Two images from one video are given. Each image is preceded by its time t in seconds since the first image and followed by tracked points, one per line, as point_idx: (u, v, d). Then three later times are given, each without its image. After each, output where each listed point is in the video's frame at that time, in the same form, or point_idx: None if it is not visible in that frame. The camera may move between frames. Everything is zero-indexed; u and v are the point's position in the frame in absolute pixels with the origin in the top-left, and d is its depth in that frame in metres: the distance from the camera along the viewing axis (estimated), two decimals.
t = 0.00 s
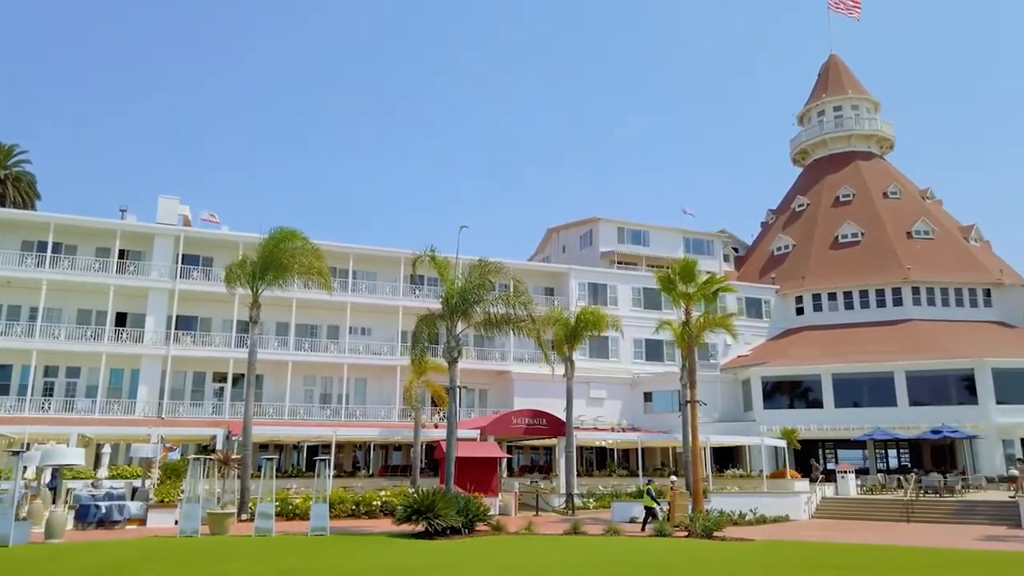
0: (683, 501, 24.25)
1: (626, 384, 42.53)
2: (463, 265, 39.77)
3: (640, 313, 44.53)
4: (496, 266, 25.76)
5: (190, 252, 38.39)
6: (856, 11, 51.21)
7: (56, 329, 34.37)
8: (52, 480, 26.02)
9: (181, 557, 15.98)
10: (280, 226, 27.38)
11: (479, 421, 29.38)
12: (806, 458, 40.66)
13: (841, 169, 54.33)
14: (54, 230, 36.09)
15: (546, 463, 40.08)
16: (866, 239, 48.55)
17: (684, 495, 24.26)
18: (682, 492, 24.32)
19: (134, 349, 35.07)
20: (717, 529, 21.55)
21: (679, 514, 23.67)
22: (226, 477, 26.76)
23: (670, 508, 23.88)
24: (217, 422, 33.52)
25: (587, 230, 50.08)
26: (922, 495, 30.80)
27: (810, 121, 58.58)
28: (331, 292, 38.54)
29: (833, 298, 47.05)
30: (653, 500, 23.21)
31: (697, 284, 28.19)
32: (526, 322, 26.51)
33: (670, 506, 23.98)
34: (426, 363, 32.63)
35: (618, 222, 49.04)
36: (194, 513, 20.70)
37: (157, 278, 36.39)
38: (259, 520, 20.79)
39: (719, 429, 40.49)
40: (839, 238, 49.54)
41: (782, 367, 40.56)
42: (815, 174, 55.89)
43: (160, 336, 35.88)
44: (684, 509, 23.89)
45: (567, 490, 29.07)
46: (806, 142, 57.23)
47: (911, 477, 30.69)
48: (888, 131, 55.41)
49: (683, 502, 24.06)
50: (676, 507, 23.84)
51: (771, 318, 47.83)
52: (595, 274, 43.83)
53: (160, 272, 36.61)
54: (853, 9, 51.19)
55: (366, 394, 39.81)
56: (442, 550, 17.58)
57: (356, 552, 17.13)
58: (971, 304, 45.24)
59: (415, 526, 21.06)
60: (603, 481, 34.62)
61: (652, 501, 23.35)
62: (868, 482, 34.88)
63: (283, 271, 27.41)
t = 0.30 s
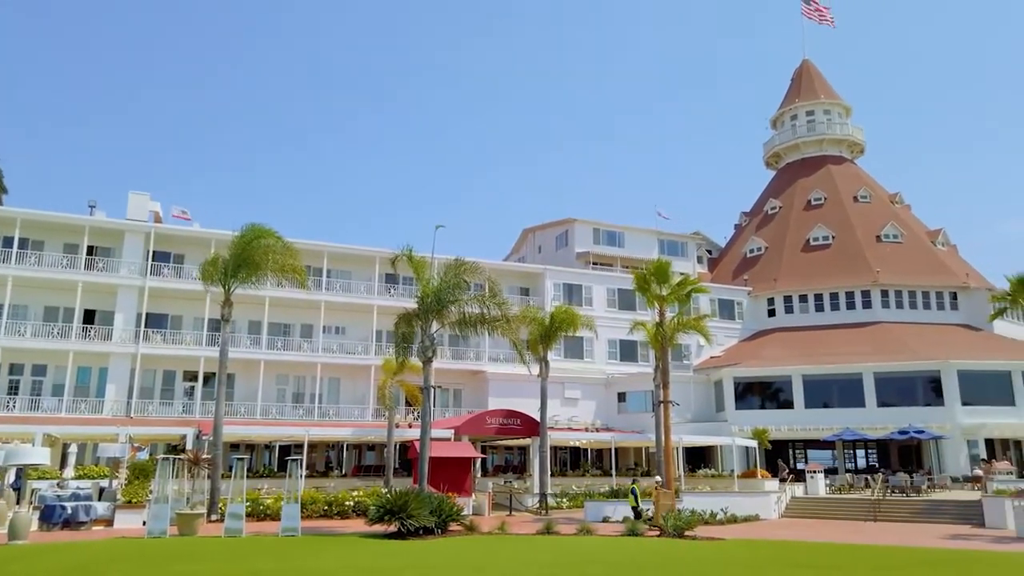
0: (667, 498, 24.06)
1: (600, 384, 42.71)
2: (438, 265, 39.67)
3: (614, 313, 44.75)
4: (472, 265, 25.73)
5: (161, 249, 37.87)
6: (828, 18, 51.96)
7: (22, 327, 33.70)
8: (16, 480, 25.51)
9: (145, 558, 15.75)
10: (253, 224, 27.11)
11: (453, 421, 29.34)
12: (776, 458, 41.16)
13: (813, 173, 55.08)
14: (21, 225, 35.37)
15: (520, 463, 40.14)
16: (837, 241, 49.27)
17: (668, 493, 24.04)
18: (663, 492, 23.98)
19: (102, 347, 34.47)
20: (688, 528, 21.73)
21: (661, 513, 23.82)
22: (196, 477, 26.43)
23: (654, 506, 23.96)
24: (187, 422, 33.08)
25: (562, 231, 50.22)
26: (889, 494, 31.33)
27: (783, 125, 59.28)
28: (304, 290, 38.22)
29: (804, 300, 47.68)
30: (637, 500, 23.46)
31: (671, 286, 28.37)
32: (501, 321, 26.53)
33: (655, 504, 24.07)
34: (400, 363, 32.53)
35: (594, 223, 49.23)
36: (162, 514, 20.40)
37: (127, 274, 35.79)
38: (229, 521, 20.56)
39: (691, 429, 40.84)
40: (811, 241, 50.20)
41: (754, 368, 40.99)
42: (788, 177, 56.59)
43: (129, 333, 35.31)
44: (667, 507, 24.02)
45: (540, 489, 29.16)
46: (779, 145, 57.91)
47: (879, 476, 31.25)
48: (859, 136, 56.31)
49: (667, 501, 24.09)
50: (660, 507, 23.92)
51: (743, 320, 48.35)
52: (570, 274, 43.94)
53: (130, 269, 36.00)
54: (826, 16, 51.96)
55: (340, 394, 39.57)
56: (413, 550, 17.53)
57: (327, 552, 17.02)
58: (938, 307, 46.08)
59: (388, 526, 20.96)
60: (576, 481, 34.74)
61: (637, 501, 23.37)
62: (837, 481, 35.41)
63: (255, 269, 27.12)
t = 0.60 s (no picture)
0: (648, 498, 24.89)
1: (576, 384, 42.85)
2: (415, 264, 39.54)
3: (590, 314, 44.92)
4: (450, 265, 25.69)
5: (132, 246, 37.33)
6: (802, 24, 52.65)
7: None
8: None
9: (112, 560, 15.51)
10: (227, 221, 26.83)
11: (428, 421, 29.28)
12: (748, 458, 41.61)
13: (786, 176, 55.77)
14: None
15: (495, 463, 40.15)
16: (809, 244, 49.90)
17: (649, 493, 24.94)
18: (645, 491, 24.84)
19: (71, 345, 33.85)
20: (661, 528, 21.88)
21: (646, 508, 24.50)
22: (166, 477, 26.08)
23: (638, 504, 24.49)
24: (158, 421, 32.62)
25: (539, 231, 50.31)
26: (858, 494, 31.81)
27: (758, 129, 59.89)
28: (279, 289, 37.86)
29: (777, 302, 48.23)
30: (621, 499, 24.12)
31: (646, 287, 28.57)
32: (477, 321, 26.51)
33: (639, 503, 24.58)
34: (375, 362, 32.40)
35: (570, 223, 49.37)
36: (131, 515, 20.10)
37: (96, 271, 35.17)
38: (199, 521, 20.32)
39: (665, 429, 41.14)
40: (784, 244, 50.79)
41: (727, 369, 41.36)
42: (761, 181, 57.20)
43: (99, 331, 34.72)
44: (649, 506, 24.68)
45: (515, 489, 29.18)
46: (753, 149, 58.53)
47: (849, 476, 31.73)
48: (832, 141, 57.13)
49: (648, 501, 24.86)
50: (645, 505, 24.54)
51: (717, 321, 48.79)
52: (547, 275, 44.02)
53: (99, 266, 35.39)
54: (800, 22, 52.68)
55: (314, 393, 39.29)
56: (386, 550, 17.46)
57: (298, 553, 16.89)
58: (907, 309, 46.88)
59: (361, 527, 20.86)
60: (551, 481, 34.83)
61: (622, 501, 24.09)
62: (807, 481, 35.85)
63: (229, 266, 26.82)
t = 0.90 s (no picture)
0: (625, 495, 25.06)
1: (551, 384, 42.93)
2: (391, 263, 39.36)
3: (566, 314, 45.04)
4: (427, 265, 25.63)
5: (103, 242, 36.78)
6: (776, 28, 53.26)
7: None
8: None
9: (79, 562, 15.23)
10: (201, 218, 26.49)
11: (403, 421, 29.15)
12: (721, 458, 41.98)
13: (760, 179, 56.36)
14: None
15: (470, 463, 40.11)
16: (782, 247, 50.45)
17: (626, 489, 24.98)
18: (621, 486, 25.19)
19: (38, 343, 33.20)
20: (634, 527, 22.02)
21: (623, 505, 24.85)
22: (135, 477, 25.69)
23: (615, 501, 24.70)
24: (128, 421, 32.11)
25: (516, 231, 50.33)
26: (828, 493, 32.22)
27: (733, 132, 60.44)
28: (252, 287, 37.46)
29: (751, 304, 48.71)
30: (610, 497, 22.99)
31: (622, 287, 28.70)
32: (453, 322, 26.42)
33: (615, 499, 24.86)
34: (350, 361, 32.20)
35: (547, 224, 49.45)
36: (98, 515, 19.79)
37: (65, 268, 34.53)
38: (169, 521, 20.06)
39: (640, 430, 41.37)
40: (757, 246, 51.30)
41: (701, 369, 41.72)
42: (736, 183, 57.74)
43: (68, 328, 34.10)
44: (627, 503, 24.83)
45: (489, 489, 29.20)
46: (728, 151, 59.04)
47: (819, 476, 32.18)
48: (805, 144, 57.82)
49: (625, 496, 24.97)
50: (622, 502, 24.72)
51: (692, 322, 49.17)
52: (523, 275, 44.06)
53: (68, 262, 34.74)
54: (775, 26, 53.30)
55: (288, 392, 38.97)
56: (359, 550, 17.34)
57: (270, 554, 16.72)
58: (877, 312, 47.59)
59: (334, 527, 20.71)
60: (525, 481, 34.85)
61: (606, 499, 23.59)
62: (778, 481, 36.26)
63: (202, 264, 26.48)
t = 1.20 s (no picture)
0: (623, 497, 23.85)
1: (527, 384, 42.99)
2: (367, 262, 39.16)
3: (542, 314, 45.12)
4: (404, 264, 25.55)
5: (73, 238, 36.20)
6: (752, 32, 53.82)
7: None
8: None
9: (44, 563, 14.95)
10: (174, 215, 26.13)
11: (377, 421, 29.02)
12: (695, 458, 42.33)
13: (735, 182, 56.91)
14: None
15: (445, 463, 40.03)
16: (756, 249, 50.98)
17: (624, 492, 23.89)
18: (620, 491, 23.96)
19: (5, 340, 32.55)
20: (608, 527, 22.11)
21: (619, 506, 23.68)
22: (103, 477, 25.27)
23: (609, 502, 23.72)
24: (97, 420, 31.60)
25: (493, 231, 50.31)
26: (799, 493, 32.61)
27: (708, 135, 60.96)
28: (225, 285, 37.03)
29: (725, 305, 49.17)
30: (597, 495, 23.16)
31: (598, 288, 28.81)
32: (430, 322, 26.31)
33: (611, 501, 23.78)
34: (324, 361, 31.99)
35: (524, 224, 49.49)
36: (65, 516, 19.45)
37: (33, 264, 33.88)
38: (138, 522, 19.77)
39: (615, 430, 41.56)
40: (732, 248, 51.79)
41: (675, 370, 42.03)
42: (712, 185, 58.25)
43: (35, 326, 33.47)
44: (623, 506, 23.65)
45: (464, 489, 29.16)
46: (704, 154, 59.52)
47: (790, 476, 32.56)
48: (779, 148, 58.48)
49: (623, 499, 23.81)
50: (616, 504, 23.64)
51: (667, 323, 49.52)
52: (500, 275, 44.06)
53: (36, 258, 34.08)
54: (751, 30, 53.86)
55: (261, 392, 38.60)
56: (332, 551, 17.21)
57: (241, 555, 16.52)
58: (848, 314, 48.28)
59: (307, 528, 20.54)
60: (500, 481, 34.86)
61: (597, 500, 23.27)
62: (750, 481, 36.64)
63: (174, 261, 26.12)
